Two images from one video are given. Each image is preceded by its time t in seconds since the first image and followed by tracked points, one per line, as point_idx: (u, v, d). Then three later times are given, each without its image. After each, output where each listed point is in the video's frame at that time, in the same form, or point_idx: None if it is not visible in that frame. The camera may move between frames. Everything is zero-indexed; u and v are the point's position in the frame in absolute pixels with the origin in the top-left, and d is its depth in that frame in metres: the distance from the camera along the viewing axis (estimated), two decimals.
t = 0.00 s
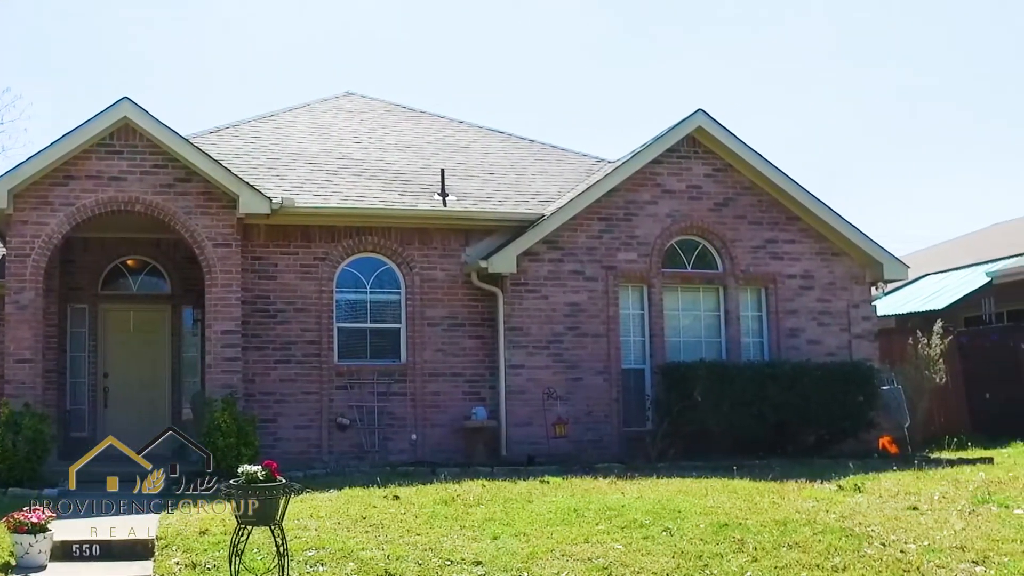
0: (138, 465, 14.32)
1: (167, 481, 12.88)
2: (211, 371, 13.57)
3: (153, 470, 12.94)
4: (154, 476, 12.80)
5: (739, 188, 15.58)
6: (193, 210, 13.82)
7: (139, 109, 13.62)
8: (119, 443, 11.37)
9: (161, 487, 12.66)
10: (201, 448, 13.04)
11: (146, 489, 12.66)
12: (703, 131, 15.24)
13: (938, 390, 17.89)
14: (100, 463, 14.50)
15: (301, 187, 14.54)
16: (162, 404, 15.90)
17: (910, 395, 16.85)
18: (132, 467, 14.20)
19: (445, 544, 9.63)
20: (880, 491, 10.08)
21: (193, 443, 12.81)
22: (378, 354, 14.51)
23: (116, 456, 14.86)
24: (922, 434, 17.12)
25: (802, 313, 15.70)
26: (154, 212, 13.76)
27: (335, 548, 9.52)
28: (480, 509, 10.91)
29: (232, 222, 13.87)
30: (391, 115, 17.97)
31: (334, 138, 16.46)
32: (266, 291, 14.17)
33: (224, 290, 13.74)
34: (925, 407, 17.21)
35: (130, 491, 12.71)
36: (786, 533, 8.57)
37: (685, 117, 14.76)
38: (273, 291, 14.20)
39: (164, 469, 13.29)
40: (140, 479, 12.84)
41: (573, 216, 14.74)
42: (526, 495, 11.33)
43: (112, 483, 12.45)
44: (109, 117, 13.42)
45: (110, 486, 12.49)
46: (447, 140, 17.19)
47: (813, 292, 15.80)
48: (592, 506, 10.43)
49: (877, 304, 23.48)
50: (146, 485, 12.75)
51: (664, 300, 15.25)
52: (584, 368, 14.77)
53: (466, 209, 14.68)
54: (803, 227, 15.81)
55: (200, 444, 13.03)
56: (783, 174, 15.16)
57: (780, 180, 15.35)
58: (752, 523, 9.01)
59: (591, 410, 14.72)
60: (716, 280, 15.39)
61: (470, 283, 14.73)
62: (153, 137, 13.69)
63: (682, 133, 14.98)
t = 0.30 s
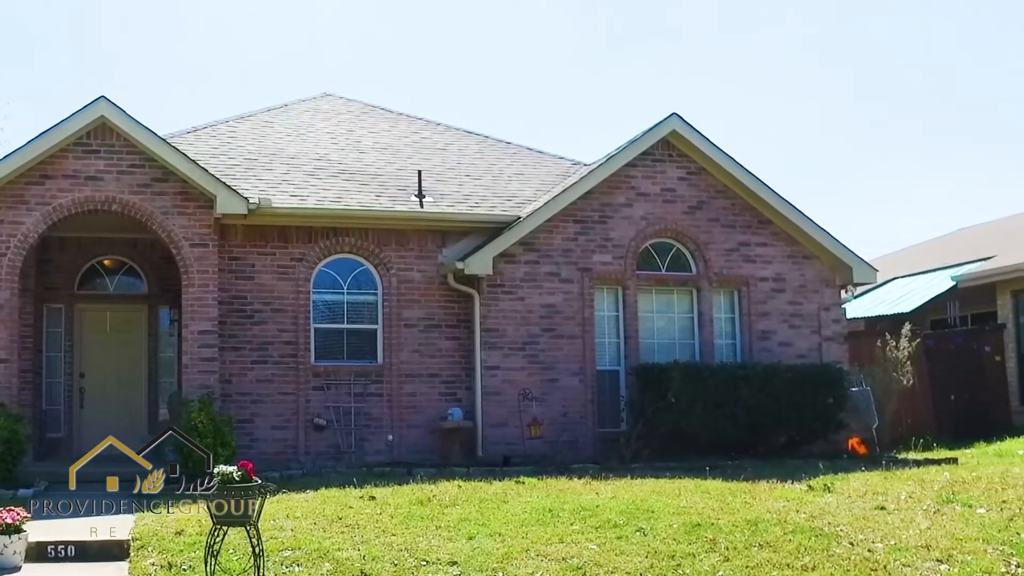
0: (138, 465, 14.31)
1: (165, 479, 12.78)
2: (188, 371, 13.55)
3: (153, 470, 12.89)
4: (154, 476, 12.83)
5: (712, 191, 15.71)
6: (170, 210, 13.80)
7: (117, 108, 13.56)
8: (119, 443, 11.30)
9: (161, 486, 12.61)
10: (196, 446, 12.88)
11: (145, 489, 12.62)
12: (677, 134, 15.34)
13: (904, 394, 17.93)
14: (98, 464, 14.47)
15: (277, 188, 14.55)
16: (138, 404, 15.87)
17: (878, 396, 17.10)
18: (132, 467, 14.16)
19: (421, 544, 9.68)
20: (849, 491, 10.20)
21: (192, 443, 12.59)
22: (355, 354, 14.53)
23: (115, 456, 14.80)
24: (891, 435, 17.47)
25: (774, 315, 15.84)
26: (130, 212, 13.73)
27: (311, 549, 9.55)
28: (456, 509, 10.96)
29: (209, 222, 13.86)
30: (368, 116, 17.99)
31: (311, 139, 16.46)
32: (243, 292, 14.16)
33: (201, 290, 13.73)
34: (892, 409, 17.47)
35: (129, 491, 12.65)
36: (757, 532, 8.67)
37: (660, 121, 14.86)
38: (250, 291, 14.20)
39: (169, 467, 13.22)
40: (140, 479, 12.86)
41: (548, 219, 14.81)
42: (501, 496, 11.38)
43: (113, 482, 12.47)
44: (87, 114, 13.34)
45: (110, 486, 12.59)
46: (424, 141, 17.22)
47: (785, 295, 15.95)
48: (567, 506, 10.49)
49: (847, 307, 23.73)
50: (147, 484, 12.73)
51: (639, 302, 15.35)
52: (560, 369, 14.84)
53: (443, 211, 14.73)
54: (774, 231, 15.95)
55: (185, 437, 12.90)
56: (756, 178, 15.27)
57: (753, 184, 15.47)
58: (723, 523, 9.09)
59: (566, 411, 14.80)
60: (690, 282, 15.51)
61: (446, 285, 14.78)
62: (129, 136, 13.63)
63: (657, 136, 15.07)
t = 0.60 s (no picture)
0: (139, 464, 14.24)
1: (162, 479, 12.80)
2: (164, 372, 13.53)
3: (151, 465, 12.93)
4: (153, 476, 12.91)
5: (685, 195, 15.83)
6: (146, 210, 13.77)
7: (92, 107, 13.51)
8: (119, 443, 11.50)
9: (161, 485, 12.65)
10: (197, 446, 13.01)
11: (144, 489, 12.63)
12: (650, 138, 15.45)
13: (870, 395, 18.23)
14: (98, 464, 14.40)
15: (253, 188, 14.55)
16: (112, 405, 15.81)
17: (846, 398, 17.68)
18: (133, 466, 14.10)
19: (395, 544, 9.72)
20: (817, 491, 10.33)
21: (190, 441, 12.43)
22: (330, 355, 14.55)
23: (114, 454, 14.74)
24: (857, 435, 17.94)
25: (744, 318, 15.98)
26: (107, 213, 13.69)
27: (284, 549, 9.57)
28: (430, 510, 11.00)
29: (185, 223, 13.84)
30: (344, 117, 18.00)
31: (287, 140, 16.46)
32: (219, 292, 14.15)
33: (177, 290, 13.71)
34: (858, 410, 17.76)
35: (130, 491, 12.66)
36: (727, 532, 8.76)
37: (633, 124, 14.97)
38: (226, 291, 14.19)
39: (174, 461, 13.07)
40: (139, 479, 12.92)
41: (523, 221, 14.89)
42: (475, 496, 11.43)
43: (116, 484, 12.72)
44: (62, 114, 13.27)
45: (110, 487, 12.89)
46: (399, 143, 17.25)
47: (755, 298, 16.10)
48: (540, 507, 10.55)
49: (816, 310, 23.93)
50: (147, 485, 12.77)
51: (612, 303, 15.44)
52: (534, 370, 14.92)
53: (418, 212, 14.78)
54: (745, 234, 16.10)
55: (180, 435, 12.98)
56: (727, 182, 15.41)
57: (724, 188, 15.61)
58: (694, 524, 9.18)
59: (541, 412, 14.87)
60: (662, 285, 15.62)
61: (421, 286, 14.82)
62: (104, 135, 13.58)
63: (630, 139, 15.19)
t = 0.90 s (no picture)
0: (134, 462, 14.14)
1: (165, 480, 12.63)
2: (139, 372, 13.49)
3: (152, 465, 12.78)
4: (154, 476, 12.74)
5: (657, 198, 15.95)
6: (121, 210, 13.74)
7: (68, 106, 13.44)
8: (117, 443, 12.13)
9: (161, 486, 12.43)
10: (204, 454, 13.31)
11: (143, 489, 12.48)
12: (624, 142, 15.57)
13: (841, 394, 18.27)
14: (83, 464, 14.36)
15: (228, 188, 14.54)
16: (87, 406, 15.74)
17: (814, 400, 17.86)
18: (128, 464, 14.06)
19: (369, 545, 9.74)
20: (786, 491, 10.45)
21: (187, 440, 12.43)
22: (306, 355, 14.56)
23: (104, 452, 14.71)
24: (827, 437, 18.09)
25: (715, 320, 16.12)
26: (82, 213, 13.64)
27: (258, 550, 9.58)
28: (404, 511, 11.03)
29: (160, 223, 13.82)
30: (321, 118, 18.01)
31: (264, 140, 16.46)
32: (194, 292, 14.13)
33: (152, 290, 13.69)
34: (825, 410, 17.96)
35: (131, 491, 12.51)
36: (697, 532, 8.85)
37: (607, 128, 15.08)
38: (202, 292, 14.17)
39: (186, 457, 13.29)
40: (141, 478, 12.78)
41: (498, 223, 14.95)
42: (449, 497, 11.48)
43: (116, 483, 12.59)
44: (37, 113, 13.20)
45: (112, 488, 12.71)
46: (375, 145, 17.27)
47: (726, 300, 16.24)
48: (513, 507, 10.61)
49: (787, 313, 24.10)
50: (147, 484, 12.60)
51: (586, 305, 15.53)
52: (508, 372, 14.98)
53: (393, 213, 14.81)
54: (716, 238, 16.25)
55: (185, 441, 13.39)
56: (699, 186, 15.55)
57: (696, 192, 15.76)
58: (665, 524, 9.26)
59: (515, 413, 14.93)
60: (635, 287, 15.72)
61: (396, 287, 14.86)
62: (80, 134, 13.52)
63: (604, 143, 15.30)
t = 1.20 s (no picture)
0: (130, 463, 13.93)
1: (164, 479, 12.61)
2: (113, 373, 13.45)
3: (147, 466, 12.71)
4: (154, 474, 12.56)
5: (629, 201, 16.07)
6: (95, 209, 13.68)
7: (41, 105, 13.37)
8: (118, 443, 12.44)
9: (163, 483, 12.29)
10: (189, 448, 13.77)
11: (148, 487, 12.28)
12: (596, 145, 15.68)
13: (807, 396, 18.51)
14: (52, 466, 14.30)
15: (203, 189, 14.53)
16: (60, 406, 15.66)
17: (782, 401, 17.99)
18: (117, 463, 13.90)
19: (342, 545, 9.77)
20: (755, 491, 10.56)
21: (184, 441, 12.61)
22: (280, 356, 14.57)
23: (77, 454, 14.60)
24: (794, 437, 18.26)
25: (685, 322, 16.24)
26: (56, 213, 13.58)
27: (231, 551, 9.58)
28: (377, 511, 11.06)
29: (134, 223, 13.78)
30: (295, 119, 18.01)
31: (239, 141, 16.44)
32: (168, 292, 14.11)
33: (125, 290, 13.65)
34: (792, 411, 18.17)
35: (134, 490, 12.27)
36: (667, 532, 8.94)
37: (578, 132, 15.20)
38: (176, 292, 14.15)
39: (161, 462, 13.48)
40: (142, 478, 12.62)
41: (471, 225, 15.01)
42: (421, 497, 11.53)
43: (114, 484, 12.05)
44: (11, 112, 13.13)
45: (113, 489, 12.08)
46: (350, 146, 17.29)
47: (696, 302, 16.37)
48: (484, 508, 10.68)
49: (757, 315, 24.29)
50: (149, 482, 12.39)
51: (558, 306, 15.62)
52: (481, 373, 15.05)
53: (367, 214, 14.85)
54: (686, 240, 16.38)
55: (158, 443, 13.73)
56: (670, 190, 15.69)
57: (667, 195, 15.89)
58: (636, 523, 9.35)
59: (487, 414, 15.00)
60: (607, 289, 15.82)
61: (368, 288, 14.89)
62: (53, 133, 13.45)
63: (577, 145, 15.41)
